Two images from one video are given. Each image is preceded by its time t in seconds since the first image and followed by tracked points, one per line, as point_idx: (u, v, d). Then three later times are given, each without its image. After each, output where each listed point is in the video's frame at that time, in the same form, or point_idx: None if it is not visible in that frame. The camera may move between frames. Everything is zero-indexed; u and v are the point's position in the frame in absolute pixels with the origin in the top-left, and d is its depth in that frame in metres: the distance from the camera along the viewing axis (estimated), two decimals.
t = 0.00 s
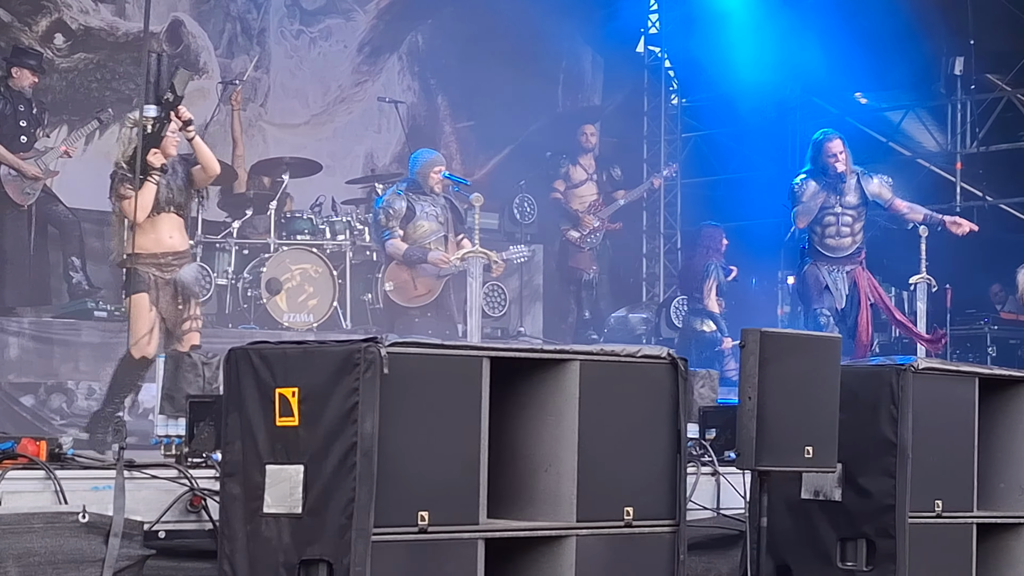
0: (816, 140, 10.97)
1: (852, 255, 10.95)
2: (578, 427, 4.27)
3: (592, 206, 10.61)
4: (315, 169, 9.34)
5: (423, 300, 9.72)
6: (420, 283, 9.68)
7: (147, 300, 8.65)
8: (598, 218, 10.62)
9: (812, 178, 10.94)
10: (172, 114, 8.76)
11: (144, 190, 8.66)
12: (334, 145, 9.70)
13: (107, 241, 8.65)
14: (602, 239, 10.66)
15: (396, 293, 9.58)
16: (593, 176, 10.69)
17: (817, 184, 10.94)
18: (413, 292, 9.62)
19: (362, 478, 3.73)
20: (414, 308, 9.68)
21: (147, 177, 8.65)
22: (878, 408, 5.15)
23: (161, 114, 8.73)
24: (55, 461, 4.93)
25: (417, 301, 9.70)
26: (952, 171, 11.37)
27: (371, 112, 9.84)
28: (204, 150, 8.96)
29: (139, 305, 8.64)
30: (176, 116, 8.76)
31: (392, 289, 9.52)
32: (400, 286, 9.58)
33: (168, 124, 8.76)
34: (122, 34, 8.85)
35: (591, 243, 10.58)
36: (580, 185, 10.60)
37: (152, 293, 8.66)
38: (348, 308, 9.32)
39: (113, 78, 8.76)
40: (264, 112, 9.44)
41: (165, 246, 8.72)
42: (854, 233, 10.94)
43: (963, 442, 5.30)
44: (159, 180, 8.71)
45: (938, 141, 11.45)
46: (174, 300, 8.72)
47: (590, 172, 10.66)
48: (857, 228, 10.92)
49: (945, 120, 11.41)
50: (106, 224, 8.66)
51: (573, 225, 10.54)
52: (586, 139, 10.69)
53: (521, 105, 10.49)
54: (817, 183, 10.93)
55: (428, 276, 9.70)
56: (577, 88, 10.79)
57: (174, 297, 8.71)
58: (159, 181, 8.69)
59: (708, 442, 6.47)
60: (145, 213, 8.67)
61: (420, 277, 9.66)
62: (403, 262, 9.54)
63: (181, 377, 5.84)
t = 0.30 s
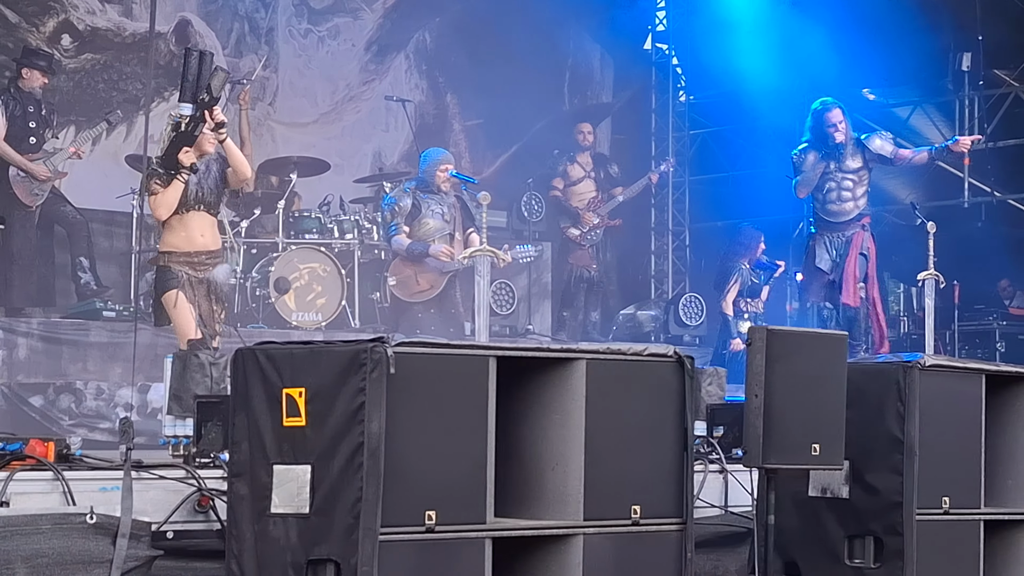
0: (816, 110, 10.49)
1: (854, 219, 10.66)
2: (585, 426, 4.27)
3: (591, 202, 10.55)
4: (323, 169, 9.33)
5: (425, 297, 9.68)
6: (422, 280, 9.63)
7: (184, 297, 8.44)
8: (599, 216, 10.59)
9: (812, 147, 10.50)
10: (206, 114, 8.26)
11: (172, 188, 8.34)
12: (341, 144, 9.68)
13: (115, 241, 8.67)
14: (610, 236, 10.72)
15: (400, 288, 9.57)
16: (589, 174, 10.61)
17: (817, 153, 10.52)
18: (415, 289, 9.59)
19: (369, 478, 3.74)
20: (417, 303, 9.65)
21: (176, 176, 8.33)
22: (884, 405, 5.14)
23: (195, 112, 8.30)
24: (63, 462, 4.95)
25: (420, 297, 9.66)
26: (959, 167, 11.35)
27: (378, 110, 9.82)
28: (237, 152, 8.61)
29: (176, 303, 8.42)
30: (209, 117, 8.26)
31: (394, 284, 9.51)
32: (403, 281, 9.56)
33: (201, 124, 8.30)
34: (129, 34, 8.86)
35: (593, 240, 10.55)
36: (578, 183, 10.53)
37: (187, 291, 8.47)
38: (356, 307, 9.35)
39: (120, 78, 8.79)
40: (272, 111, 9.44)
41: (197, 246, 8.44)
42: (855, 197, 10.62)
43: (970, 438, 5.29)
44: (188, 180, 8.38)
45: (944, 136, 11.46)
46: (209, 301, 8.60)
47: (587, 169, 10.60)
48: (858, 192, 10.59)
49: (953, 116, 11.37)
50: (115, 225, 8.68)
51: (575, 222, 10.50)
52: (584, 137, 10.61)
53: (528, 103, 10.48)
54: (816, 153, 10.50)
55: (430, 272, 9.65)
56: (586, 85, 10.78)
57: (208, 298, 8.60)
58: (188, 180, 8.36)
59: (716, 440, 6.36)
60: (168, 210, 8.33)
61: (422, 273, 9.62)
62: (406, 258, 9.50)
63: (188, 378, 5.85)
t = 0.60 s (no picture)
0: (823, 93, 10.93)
1: (858, 200, 10.94)
2: (594, 420, 4.26)
3: (582, 198, 10.48)
4: (332, 164, 9.46)
5: (426, 293, 9.65)
6: (422, 274, 9.61)
7: (204, 291, 8.73)
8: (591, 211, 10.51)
9: (818, 129, 10.91)
10: (234, 115, 8.90)
11: (197, 187, 8.75)
12: (350, 140, 9.65)
13: (124, 238, 8.67)
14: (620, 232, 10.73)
15: (400, 285, 9.53)
16: (581, 169, 10.48)
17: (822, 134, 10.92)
18: (415, 284, 9.57)
19: (379, 473, 3.74)
20: (416, 299, 9.61)
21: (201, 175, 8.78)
22: (895, 398, 5.13)
23: (224, 114, 8.90)
24: (73, 458, 4.97)
25: (423, 291, 9.64)
26: (969, 159, 11.39)
27: (386, 106, 9.82)
28: (263, 153, 9.00)
29: (197, 298, 8.70)
30: (238, 118, 8.90)
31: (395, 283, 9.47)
32: (403, 278, 9.54)
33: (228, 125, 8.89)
34: (137, 31, 8.85)
35: (587, 237, 10.50)
36: (569, 178, 10.41)
37: (210, 286, 8.76)
38: (365, 302, 9.33)
39: (128, 75, 8.79)
40: (281, 107, 9.43)
41: (224, 241, 8.82)
42: (861, 178, 10.92)
43: (981, 431, 5.27)
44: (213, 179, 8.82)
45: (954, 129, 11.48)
46: (232, 296, 8.82)
47: (578, 164, 10.46)
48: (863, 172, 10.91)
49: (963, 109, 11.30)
50: (124, 222, 8.67)
51: (568, 219, 10.41)
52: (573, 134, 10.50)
53: (535, 98, 10.43)
54: (823, 133, 10.91)
55: (429, 267, 9.64)
56: (595, 80, 10.75)
57: (231, 293, 8.82)
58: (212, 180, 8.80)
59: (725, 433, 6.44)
60: (193, 209, 8.73)
61: (422, 267, 9.61)
62: (406, 255, 9.54)
63: (198, 373, 5.91)
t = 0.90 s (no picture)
0: (830, 84, 10.89)
1: (863, 193, 10.93)
2: (603, 418, 4.25)
3: (574, 196, 10.45)
4: (340, 163, 9.50)
5: (438, 293, 9.66)
6: (436, 274, 9.61)
7: (221, 290, 8.67)
8: (583, 209, 10.49)
9: (825, 118, 10.87)
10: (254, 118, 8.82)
11: (216, 189, 8.79)
12: (358, 138, 9.65)
13: (131, 238, 8.66)
14: (626, 230, 10.71)
15: (413, 285, 9.55)
16: (572, 167, 10.44)
17: (829, 124, 10.89)
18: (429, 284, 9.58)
19: (388, 471, 3.73)
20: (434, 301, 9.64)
21: (222, 176, 8.80)
22: (904, 396, 5.11)
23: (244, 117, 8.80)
24: (80, 457, 4.98)
25: (436, 293, 9.65)
26: (975, 157, 11.30)
27: (393, 105, 9.78)
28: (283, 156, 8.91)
29: (213, 297, 8.66)
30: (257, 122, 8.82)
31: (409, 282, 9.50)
32: (417, 278, 9.56)
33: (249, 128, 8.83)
34: (143, 30, 8.84)
35: (579, 236, 10.46)
36: (561, 176, 10.38)
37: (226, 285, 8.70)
38: (372, 302, 9.33)
39: (134, 75, 8.77)
40: (289, 106, 9.44)
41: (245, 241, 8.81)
42: (865, 171, 10.93)
43: (990, 428, 5.25)
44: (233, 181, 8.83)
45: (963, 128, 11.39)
46: (250, 292, 8.77)
47: (570, 162, 10.42)
48: (868, 166, 10.92)
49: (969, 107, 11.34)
50: (131, 221, 8.68)
51: (561, 218, 10.39)
52: (566, 137, 10.42)
53: (542, 97, 10.40)
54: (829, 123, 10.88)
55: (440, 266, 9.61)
56: (604, 78, 10.69)
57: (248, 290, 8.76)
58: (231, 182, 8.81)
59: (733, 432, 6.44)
60: (211, 210, 8.77)
61: (436, 267, 9.59)
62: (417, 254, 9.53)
63: (205, 372, 5.86)
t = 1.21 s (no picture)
0: (827, 86, 11.11)
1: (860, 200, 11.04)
2: (605, 428, 4.25)
3: (572, 205, 10.39)
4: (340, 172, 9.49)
5: (444, 304, 9.73)
6: (442, 284, 9.71)
7: (245, 302, 8.83)
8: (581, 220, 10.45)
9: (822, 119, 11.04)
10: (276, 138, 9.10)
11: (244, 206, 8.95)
12: (359, 149, 9.58)
13: (132, 248, 8.65)
14: (627, 241, 10.70)
15: (419, 296, 9.60)
16: (569, 176, 10.41)
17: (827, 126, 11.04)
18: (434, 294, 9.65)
19: (390, 481, 3.73)
20: (437, 312, 9.69)
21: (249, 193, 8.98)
22: (906, 406, 5.10)
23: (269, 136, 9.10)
24: (82, 467, 4.99)
25: (439, 303, 9.71)
26: (977, 165, 11.37)
27: (395, 115, 9.75)
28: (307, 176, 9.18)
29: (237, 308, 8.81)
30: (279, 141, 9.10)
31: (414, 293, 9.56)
32: (422, 289, 9.63)
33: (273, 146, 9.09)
34: (145, 40, 8.84)
35: (574, 245, 10.42)
36: (558, 186, 10.35)
37: (251, 297, 8.86)
38: (373, 312, 9.35)
39: (135, 85, 8.76)
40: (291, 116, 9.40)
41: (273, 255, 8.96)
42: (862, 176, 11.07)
43: (992, 438, 5.24)
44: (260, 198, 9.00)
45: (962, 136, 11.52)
46: (275, 307, 8.95)
47: (566, 172, 10.39)
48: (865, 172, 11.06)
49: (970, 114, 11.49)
50: (132, 232, 8.65)
51: (558, 228, 10.36)
52: (563, 147, 10.41)
53: (544, 106, 10.38)
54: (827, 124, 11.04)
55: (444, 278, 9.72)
56: (606, 88, 10.69)
57: (274, 306, 8.95)
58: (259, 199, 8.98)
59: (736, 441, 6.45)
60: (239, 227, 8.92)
61: (440, 278, 9.71)
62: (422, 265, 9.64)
63: (207, 382, 5.84)
